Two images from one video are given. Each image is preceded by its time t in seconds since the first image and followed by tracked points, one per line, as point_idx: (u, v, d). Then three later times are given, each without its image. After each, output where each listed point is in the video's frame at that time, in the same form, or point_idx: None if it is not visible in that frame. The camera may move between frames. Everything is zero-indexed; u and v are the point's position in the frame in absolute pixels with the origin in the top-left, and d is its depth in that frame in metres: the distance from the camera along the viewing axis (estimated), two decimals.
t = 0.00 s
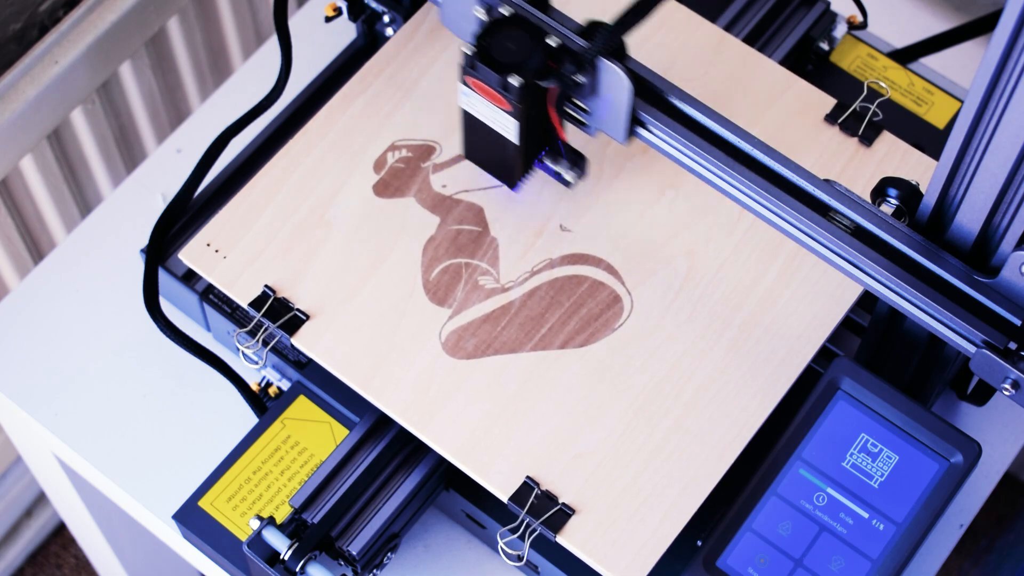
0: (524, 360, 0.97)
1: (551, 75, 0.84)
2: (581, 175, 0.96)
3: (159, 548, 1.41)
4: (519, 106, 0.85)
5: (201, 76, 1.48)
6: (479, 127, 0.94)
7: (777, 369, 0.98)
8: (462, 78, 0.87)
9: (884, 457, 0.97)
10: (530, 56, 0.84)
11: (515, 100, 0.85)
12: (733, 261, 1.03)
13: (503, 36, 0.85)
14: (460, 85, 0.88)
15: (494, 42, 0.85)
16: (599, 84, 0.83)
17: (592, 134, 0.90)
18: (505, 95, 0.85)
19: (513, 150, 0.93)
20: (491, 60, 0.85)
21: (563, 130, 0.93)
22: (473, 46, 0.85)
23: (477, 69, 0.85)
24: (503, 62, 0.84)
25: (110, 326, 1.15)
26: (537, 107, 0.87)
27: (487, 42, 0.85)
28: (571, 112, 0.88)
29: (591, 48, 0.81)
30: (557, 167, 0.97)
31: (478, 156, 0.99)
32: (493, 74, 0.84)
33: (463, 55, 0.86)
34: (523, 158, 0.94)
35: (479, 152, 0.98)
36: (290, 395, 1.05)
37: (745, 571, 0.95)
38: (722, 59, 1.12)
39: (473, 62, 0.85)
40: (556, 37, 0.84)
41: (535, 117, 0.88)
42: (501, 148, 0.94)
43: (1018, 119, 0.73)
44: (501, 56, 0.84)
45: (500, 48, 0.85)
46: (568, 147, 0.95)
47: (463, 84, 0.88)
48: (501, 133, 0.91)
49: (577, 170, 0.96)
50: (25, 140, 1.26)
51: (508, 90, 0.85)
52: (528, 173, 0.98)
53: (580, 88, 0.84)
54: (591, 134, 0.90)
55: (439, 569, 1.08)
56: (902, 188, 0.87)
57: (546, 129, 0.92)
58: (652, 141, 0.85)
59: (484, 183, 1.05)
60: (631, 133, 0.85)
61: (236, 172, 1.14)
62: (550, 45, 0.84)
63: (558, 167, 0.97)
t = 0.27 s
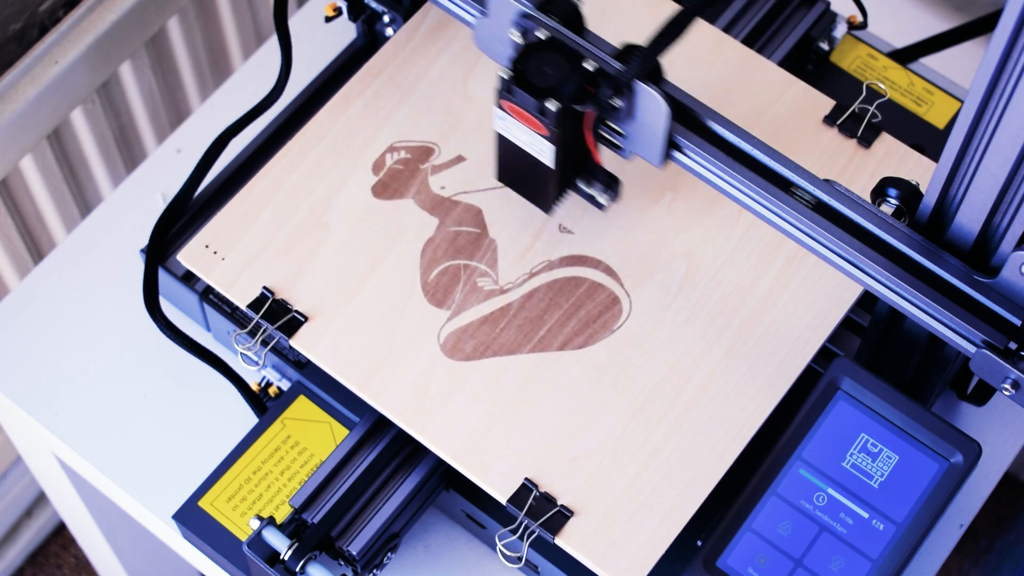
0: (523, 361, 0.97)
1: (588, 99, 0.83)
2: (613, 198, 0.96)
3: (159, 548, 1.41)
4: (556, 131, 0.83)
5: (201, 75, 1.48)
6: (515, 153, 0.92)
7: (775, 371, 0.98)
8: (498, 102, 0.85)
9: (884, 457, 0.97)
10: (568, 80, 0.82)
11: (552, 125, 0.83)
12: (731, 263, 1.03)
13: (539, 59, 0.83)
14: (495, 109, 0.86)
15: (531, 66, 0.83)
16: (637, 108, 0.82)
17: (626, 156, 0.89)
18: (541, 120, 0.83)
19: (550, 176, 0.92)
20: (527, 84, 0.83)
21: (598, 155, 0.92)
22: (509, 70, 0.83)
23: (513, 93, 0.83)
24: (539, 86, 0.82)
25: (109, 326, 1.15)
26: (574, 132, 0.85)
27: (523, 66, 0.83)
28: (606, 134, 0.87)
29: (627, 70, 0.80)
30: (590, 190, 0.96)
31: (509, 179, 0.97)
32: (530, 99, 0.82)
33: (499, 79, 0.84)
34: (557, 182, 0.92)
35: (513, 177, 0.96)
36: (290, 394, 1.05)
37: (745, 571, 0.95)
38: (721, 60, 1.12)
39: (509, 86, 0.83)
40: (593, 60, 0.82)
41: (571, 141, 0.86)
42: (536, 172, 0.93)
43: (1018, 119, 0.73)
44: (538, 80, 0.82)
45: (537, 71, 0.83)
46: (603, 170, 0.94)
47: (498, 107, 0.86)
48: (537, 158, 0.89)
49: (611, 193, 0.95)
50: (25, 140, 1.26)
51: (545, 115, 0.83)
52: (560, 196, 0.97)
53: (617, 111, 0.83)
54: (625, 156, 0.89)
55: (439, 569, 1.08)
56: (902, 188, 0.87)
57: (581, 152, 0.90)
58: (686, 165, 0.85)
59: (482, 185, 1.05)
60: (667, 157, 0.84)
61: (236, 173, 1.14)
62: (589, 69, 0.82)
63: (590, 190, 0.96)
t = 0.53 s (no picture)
0: (522, 363, 0.97)
1: (626, 125, 0.82)
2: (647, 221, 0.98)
3: (159, 548, 1.41)
4: (593, 156, 0.82)
5: (201, 75, 1.48)
6: (546, 174, 0.91)
7: (774, 373, 0.98)
8: (533, 126, 0.84)
9: (884, 457, 0.97)
10: (605, 105, 0.81)
11: (589, 150, 0.82)
12: (729, 265, 1.03)
13: (576, 83, 0.82)
14: (531, 134, 0.85)
15: (567, 89, 0.82)
16: (674, 132, 0.81)
17: (661, 180, 0.88)
18: (579, 144, 0.82)
19: (582, 199, 0.90)
20: (565, 108, 0.82)
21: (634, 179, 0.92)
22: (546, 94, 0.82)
23: (549, 117, 0.82)
24: (575, 110, 0.81)
25: (109, 326, 1.15)
26: (610, 156, 0.84)
27: (560, 90, 0.82)
28: (641, 159, 0.86)
29: (663, 94, 0.79)
30: (624, 213, 0.98)
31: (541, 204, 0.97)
32: (568, 124, 0.81)
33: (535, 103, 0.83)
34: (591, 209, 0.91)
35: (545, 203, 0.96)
36: (290, 394, 1.05)
37: (745, 571, 0.95)
38: (720, 61, 1.12)
39: (546, 110, 0.82)
40: (631, 85, 0.81)
41: (607, 166, 0.85)
42: (569, 198, 0.92)
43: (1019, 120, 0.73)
44: (575, 104, 0.81)
45: (574, 95, 0.82)
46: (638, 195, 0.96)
47: (533, 132, 0.85)
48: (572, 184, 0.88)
49: (645, 218, 0.98)
50: (25, 139, 1.26)
51: (582, 140, 0.82)
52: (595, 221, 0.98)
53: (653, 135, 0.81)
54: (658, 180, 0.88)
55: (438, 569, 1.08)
56: (902, 188, 0.87)
57: (616, 177, 0.89)
58: (723, 189, 0.84)
59: (480, 187, 1.05)
60: (703, 180, 0.84)
61: (235, 174, 1.14)
62: (626, 92, 0.81)
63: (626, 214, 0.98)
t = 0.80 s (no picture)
0: (521, 364, 0.97)
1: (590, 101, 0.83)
2: (615, 200, 0.96)
3: (159, 548, 1.41)
4: (557, 132, 0.83)
5: (201, 75, 1.48)
6: (515, 153, 0.92)
7: (772, 375, 0.98)
8: (499, 103, 0.85)
9: (884, 457, 0.97)
10: (569, 81, 0.82)
11: (553, 126, 0.83)
12: (728, 266, 1.03)
13: (541, 60, 0.83)
14: (497, 110, 0.86)
15: (533, 67, 0.83)
16: (638, 108, 0.82)
17: (627, 157, 0.89)
18: (543, 120, 0.83)
19: (550, 175, 0.91)
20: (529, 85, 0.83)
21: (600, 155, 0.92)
22: (511, 71, 0.83)
23: (514, 94, 0.83)
24: (540, 86, 0.82)
25: (109, 326, 1.15)
26: (576, 132, 0.85)
27: (525, 67, 0.83)
28: (607, 135, 0.87)
29: (629, 72, 0.80)
30: (591, 191, 0.96)
31: (511, 181, 0.97)
32: (532, 100, 0.82)
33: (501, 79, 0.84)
34: (558, 184, 0.92)
35: (514, 180, 0.96)
36: (290, 394, 1.05)
37: (745, 571, 0.95)
38: (719, 62, 1.12)
39: (511, 88, 0.83)
40: (595, 61, 0.82)
41: (573, 142, 0.86)
42: (538, 174, 0.93)
43: (1018, 119, 0.73)
44: (539, 81, 0.82)
45: (538, 72, 0.83)
46: (603, 170, 0.94)
47: (499, 108, 0.86)
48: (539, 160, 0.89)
49: (611, 195, 0.95)
50: (25, 139, 1.26)
51: (546, 116, 0.83)
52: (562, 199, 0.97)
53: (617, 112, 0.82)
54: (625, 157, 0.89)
55: (438, 569, 1.08)
56: (901, 188, 0.87)
57: (583, 153, 0.90)
58: (688, 166, 0.85)
59: (479, 188, 1.05)
60: (668, 157, 0.85)
61: (234, 175, 1.14)
62: (590, 69, 0.82)
63: (592, 190, 0.96)
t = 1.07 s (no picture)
0: (519, 366, 0.97)
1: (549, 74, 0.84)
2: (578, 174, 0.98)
3: (159, 548, 1.41)
4: (517, 105, 0.85)
5: (201, 75, 1.48)
6: (479, 126, 0.94)
7: (771, 376, 0.98)
8: (460, 77, 0.87)
9: (884, 458, 0.97)
10: (529, 55, 0.84)
11: (513, 99, 0.85)
12: (726, 268, 1.03)
13: (502, 34, 0.84)
14: (458, 84, 0.88)
15: (493, 41, 0.84)
16: (597, 83, 0.83)
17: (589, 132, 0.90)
18: (503, 94, 0.85)
19: (511, 148, 0.93)
20: (489, 59, 0.85)
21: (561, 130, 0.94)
22: (472, 45, 0.85)
23: (474, 67, 0.85)
24: (500, 60, 0.84)
25: (108, 326, 1.15)
26: (536, 105, 0.87)
27: (486, 41, 0.85)
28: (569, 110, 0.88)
29: (589, 47, 0.81)
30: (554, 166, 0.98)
31: (475, 155, 0.99)
32: (492, 74, 0.84)
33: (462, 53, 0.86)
34: (519, 157, 0.94)
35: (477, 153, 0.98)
36: (290, 395, 1.05)
37: (745, 571, 0.95)
38: (719, 63, 1.12)
39: (471, 61, 0.85)
40: (555, 35, 0.83)
41: (533, 115, 0.88)
42: (500, 148, 0.94)
43: (1018, 119, 0.73)
44: (499, 55, 0.84)
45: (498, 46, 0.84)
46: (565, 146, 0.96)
47: (461, 82, 0.88)
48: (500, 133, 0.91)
49: (574, 170, 0.97)
50: (25, 139, 1.26)
51: (505, 89, 0.85)
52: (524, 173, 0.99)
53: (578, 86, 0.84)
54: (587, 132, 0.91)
55: (438, 569, 1.08)
56: (902, 188, 0.87)
57: (544, 127, 0.92)
58: (650, 140, 0.85)
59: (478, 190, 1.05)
60: (629, 132, 0.86)
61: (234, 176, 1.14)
62: (550, 43, 0.83)
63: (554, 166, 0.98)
